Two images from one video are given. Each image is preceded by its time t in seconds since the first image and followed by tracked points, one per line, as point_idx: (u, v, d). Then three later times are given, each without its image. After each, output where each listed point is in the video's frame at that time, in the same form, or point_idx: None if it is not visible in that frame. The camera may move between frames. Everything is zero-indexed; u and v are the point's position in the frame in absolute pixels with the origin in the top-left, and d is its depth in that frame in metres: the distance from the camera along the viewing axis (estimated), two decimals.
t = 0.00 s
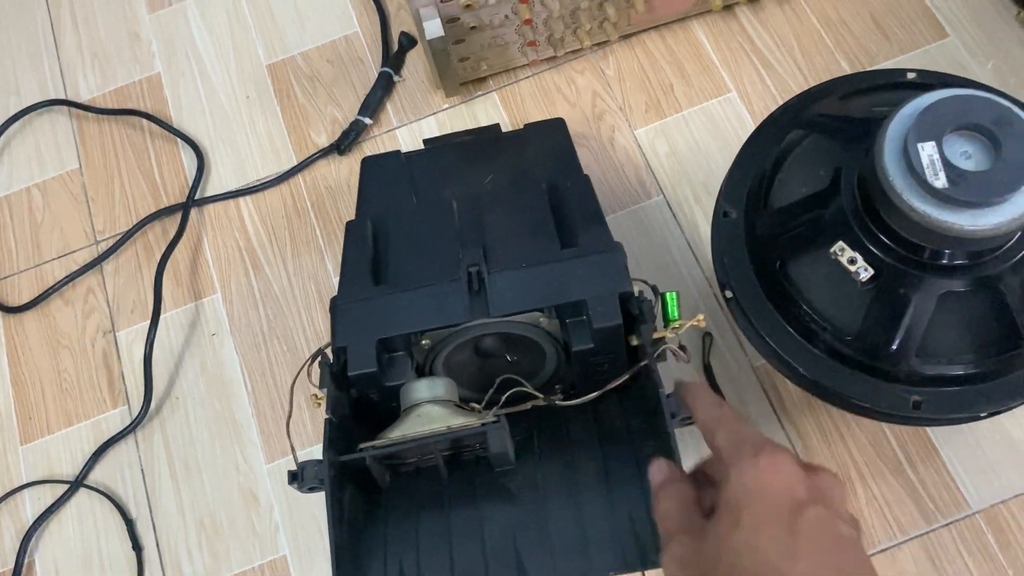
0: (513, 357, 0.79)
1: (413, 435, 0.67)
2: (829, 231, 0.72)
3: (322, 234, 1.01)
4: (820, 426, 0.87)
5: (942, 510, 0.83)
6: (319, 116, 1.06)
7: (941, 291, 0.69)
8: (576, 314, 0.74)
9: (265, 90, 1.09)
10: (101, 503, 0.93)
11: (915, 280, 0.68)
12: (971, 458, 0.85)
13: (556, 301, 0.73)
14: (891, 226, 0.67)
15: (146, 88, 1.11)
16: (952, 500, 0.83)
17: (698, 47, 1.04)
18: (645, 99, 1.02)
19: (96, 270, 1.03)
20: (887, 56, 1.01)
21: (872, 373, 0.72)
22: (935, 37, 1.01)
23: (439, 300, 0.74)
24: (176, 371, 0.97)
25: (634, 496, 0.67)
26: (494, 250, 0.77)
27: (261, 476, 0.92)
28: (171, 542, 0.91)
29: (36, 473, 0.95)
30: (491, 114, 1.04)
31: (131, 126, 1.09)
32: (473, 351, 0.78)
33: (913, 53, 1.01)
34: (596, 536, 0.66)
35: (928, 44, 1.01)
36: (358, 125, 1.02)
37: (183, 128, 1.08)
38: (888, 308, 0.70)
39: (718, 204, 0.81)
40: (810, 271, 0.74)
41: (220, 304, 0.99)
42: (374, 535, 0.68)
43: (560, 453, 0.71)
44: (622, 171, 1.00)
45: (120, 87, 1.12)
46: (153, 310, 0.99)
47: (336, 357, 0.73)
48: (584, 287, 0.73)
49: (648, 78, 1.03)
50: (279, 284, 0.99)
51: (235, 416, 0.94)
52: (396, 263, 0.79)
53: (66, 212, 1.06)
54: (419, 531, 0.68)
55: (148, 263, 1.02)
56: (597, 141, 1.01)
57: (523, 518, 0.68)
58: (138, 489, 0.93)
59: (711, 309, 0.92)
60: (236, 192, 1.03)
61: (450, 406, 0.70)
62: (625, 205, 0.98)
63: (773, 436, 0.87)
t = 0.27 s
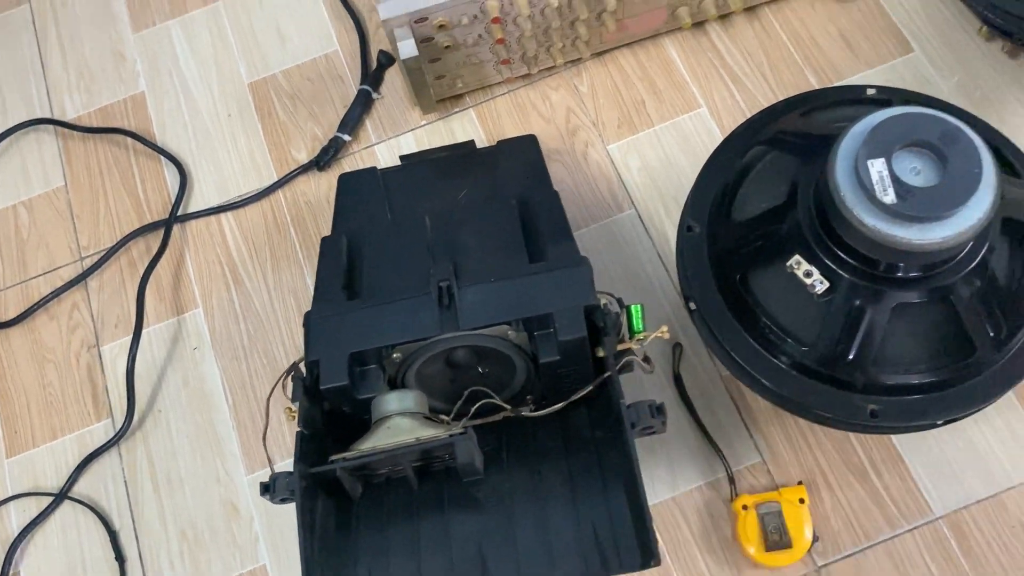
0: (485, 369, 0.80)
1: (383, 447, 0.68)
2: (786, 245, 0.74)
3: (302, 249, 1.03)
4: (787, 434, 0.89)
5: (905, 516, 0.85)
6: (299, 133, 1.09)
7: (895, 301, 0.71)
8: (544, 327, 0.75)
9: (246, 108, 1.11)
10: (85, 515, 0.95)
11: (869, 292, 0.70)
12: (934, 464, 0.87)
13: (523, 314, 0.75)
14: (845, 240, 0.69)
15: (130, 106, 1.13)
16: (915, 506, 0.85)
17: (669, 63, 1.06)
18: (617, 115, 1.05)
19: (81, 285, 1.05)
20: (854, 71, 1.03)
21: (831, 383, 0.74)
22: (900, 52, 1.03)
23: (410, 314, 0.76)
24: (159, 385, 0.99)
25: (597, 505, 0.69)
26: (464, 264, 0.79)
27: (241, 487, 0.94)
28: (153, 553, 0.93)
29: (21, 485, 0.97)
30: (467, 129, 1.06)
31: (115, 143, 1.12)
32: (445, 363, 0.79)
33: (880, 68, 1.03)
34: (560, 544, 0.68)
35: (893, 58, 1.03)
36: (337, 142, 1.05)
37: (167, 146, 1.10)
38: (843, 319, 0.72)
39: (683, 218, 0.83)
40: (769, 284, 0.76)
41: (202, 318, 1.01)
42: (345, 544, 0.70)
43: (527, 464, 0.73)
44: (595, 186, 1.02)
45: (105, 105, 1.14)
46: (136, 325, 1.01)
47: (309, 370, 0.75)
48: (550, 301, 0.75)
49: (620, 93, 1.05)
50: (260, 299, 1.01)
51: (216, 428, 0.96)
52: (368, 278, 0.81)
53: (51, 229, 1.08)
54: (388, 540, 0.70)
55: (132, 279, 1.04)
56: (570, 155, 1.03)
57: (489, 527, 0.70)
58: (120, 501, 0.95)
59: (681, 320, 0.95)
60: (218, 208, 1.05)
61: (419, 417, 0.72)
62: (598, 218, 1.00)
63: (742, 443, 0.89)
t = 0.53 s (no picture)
0: (458, 388, 0.81)
1: (354, 465, 0.70)
2: (749, 263, 0.76)
3: (282, 268, 1.04)
4: (758, 447, 0.90)
5: (875, 528, 0.86)
6: (280, 153, 1.10)
7: (858, 318, 0.73)
8: (515, 344, 0.76)
9: (228, 129, 1.12)
10: (67, 532, 0.96)
11: (830, 308, 0.72)
12: (904, 477, 0.88)
13: (495, 332, 0.76)
14: (806, 259, 0.71)
15: (113, 128, 1.15)
16: (885, 518, 0.86)
17: (644, 82, 1.08)
18: (593, 133, 1.06)
19: (65, 305, 1.06)
20: (825, 88, 1.05)
21: (794, 398, 0.75)
22: (870, 69, 1.05)
23: (382, 333, 0.77)
24: (140, 403, 1.00)
25: (565, 521, 0.70)
26: (436, 284, 0.81)
27: (221, 504, 0.95)
28: (134, 570, 0.94)
29: (4, 504, 0.98)
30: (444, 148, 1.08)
31: (99, 165, 1.13)
32: (419, 382, 0.80)
33: (851, 85, 1.04)
34: (528, 559, 0.69)
35: (864, 75, 1.04)
36: (316, 162, 1.06)
37: (150, 167, 1.12)
38: (805, 336, 0.74)
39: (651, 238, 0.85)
40: (734, 301, 0.78)
41: (183, 337, 1.02)
42: (316, 561, 0.71)
43: (497, 481, 0.74)
44: (570, 203, 1.03)
45: (89, 127, 1.15)
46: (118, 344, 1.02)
47: (284, 390, 0.76)
48: (521, 319, 0.76)
49: (596, 113, 1.07)
50: (241, 317, 1.02)
51: (197, 446, 0.97)
52: (343, 298, 0.82)
53: (35, 250, 1.10)
54: (360, 557, 0.71)
55: (114, 298, 1.06)
56: (546, 173, 1.05)
57: (459, 544, 0.71)
58: (102, 519, 0.96)
59: (654, 336, 0.96)
60: (199, 228, 1.07)
61: (391, 436, 0.73)
62: (573, 236, 1.02)
63: (714, 457, 0.90)
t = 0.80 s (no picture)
0: (434, 411, 0.82)
1: (329, 490, 0.71)
2: (717, 285, 0.78)
3: (263, 291, 1.05)
4: (733, 466, 0.91)
5: (848, 546, 0.87)
6: (260, 177, 1.11)
7: (825, 340, 0.74)
8: (489, 367, 0.77)
9: (210, 154, 1.14)
10: (48, 557, 0.96)
11: (796, 330, 0.74)
12: (876, 495, 0.89)
13: (469, 355, 0.76)
14: (771, 282, 0.72)
15: (96, 153, 1.16)
16: (858, 536, 0.87)
17: (619, 106, 1.09)
18: (569, 156, 1.08)
19: (47, 330, 1.07)
20: (798, 109, 1.06)
21: (763, 419, 0.76)
22: (842, 90, 1.06)
23: (357, 358, 0.78)
24: (122, 427, 1.01)
25: (536, 544, 0.71)
26: (411, 307, 0.82)
27: (201, 526, 0.95)
28: None
29: None
30: (423, 170, 1.09)
31: (81, 190, 1.14)
32: (395, 406, 0.81)
33: (824, 106, 1.05)
34: None
35: (836, 96, 1.06)
36: (296, 186, 1.07)
37: (132, 192, 1.13)
38: (772, 357, 0.75)
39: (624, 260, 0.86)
40: (703, 322, 0.79)
41: (164, 361, 1.03)
42: None
43: (470, 503, 0.75)
44: (547, 225, 1.04)
45: (72, 153, 1.17)
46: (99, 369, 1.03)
47: (259, 415, 0.77)
48: (494, 342, 0.77)
49: (572, 135, 1.09)
50: (221, 341, 1.03)
51: (178, 469, 0.98)
52: (319, 322, 0.83)
53: (18, 275, 1.11)
54: None
55: (96, 323, 1.07)
56: (524, 196, 1.06)
57: (432, 566, 0.72)
58: (83, 543, 0.97)
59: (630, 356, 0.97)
60: (181, 252, 1.08)
61: (364, 460, 0.74)
62: (550, 257, 1.03)
63: (690, 476, 0.91)
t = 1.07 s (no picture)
0: (386, 444, 0.83)
1: (276, 524, 0.72)
2: (661, 318, 0.80)
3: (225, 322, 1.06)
4: (685, 493, 0.93)
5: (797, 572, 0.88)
6: (223, 209, 1.13)
7: (766, 371, 0.76)
8: (438, 401, 0.78)
9: (174, 186, 1.15)
10: None
11: (735, 363, 0.76)
12: (826, 521, 0.90)
13: (418, 389, 0.78)
14: (709, 315, 0.74)
15: (62, 186, 1.17)
16: (807, 562, 0.89)
17: (577, 137, 1.11)
18: (527, 187, 1.09)
19: (10, 362, 1.08)
20: (750, 140, 1.08)
21: (706, 449, 0.77)
22: (794, 121, 1.08)
23: (307, 392, 0.79)
24: (83, 459, 1.02)
25: None
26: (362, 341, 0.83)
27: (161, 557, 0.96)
28: None
29: None
30: (384, 201, 1.10)
31: (47, 222, 1.15)
32: (347, 439, 0.82)
33: (775, 137, 1.08)
34: None
35: (788, 127, 1.08)
36: (258, 218, 1.09)
37: (97, 224, 1.14)
38: (714, 389, 0.77)
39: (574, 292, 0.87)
40: (648, 354, 0.81)
41: (126, 393, 1.04)
42: None
43: (418, 536, 0.76)
44: (505, 255, 1.06)
45: (38, 185, 1.18)
46: (62, 401, 1.04)
47: (210, 450, 0.78)
48: (443, 375, 0.78)
49: (531, 166, 1.10)
50: (183, 372, 1.04)
51: (138, 500, 0.99)
52: (272, 356, 0.84)
53: None
54: None
55: (59, 355, 1.08)
56: (483, 226, 1.08)
57: None
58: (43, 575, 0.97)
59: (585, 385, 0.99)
60: (144, 284, 1.09)
61: (313, 494, 0.75)
62: (508, 287, 1.04)
63: (643, 504, 0.93)
